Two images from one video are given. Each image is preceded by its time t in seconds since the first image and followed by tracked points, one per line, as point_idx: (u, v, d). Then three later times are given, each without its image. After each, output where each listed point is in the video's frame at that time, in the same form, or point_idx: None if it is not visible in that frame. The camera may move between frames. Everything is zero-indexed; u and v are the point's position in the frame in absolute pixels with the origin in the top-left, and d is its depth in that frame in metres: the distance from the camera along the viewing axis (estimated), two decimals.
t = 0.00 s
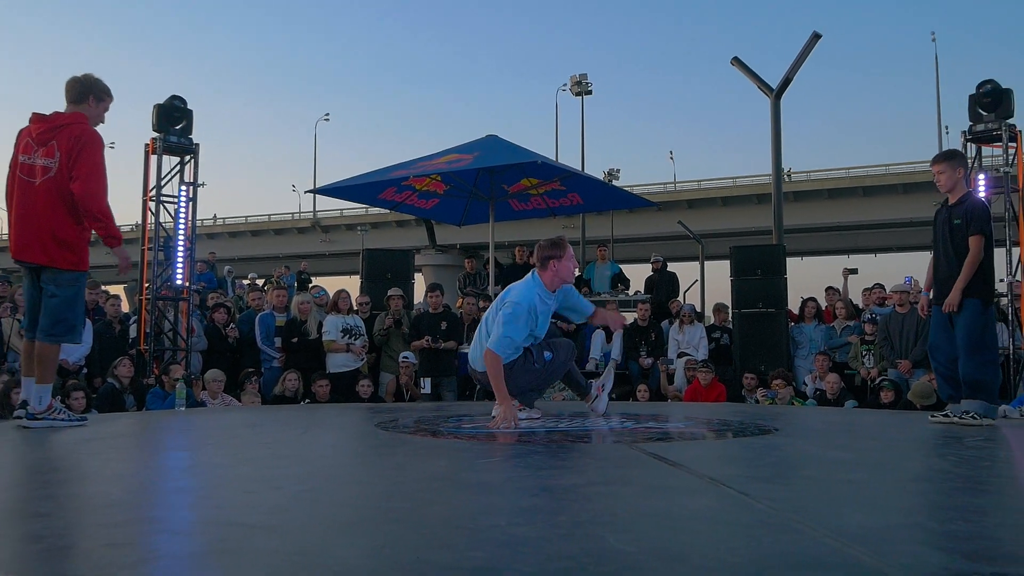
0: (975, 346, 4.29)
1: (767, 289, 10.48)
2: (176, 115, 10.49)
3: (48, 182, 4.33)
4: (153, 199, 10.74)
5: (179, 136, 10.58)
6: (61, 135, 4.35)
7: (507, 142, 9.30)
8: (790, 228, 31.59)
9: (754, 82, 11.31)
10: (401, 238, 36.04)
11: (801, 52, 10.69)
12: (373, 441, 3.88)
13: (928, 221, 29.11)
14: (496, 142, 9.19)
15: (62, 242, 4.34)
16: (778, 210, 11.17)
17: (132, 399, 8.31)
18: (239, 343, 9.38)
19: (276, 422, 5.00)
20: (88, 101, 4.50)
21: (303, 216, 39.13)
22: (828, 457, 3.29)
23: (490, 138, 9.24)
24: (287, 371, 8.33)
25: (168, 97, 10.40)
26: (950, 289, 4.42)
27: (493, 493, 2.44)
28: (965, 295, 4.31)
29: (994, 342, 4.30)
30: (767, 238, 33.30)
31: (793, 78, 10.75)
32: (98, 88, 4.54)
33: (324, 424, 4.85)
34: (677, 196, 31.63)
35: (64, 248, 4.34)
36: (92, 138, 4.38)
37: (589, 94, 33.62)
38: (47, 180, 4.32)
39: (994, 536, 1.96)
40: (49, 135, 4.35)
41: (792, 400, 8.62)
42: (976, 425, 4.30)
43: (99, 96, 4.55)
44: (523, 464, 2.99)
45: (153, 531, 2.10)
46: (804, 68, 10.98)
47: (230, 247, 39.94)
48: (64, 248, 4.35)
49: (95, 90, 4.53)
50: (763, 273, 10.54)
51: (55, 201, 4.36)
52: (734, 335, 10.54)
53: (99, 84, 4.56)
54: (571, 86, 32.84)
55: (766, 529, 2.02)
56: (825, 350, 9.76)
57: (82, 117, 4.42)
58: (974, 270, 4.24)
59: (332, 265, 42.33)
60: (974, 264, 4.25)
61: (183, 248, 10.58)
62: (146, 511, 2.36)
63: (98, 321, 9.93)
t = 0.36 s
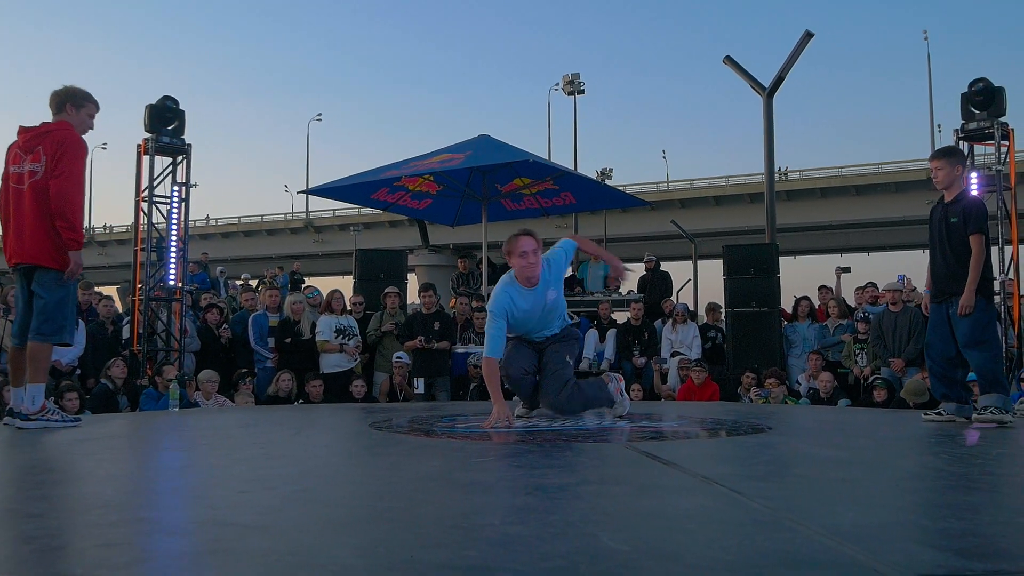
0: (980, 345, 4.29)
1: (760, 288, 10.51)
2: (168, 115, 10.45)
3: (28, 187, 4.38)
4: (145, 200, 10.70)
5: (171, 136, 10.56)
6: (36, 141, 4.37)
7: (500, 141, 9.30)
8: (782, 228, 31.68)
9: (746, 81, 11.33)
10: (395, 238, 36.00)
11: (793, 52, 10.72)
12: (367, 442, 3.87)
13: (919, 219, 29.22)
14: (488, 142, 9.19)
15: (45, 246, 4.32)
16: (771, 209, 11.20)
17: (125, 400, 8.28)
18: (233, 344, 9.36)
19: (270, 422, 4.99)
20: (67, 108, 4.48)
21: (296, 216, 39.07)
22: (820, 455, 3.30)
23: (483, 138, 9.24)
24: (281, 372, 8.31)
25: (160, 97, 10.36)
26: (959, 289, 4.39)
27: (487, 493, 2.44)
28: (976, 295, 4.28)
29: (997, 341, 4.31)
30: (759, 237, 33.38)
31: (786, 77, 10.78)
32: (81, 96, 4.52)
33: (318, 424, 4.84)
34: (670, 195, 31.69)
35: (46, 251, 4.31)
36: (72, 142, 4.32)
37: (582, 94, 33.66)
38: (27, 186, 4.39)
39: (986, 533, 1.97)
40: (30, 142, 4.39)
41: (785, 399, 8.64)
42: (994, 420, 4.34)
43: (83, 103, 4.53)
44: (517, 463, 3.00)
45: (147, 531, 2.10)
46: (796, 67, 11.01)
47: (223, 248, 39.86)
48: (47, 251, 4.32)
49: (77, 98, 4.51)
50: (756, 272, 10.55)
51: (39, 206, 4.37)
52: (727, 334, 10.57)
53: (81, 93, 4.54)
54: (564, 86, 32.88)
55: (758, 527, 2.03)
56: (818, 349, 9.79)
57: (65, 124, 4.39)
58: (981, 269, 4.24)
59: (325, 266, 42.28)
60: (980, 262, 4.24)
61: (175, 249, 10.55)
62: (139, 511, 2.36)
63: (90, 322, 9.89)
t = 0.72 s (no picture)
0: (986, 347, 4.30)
1: (758, 288, 10.51)
2: (166, 115, 10.44)
3: (13, 195, 4.38)
4: (143, 200, 10.69)
5: (169, 136, 10.55)
6: (23, 148, 4.39)
7: (498, 142, 9.29)
8: (781, 228, 31.69)
9: (744, 81, 11.34)
10: (393, 239, 36.00)
11: (791, 52, 10.72)
12: (366, 442, 3.87)
13: (917, 220, 29.22)
14: (487, 142, 9.18)
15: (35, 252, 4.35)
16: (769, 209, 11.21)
17: (123, 401, 8.28)
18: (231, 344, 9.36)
19: (268, 423, 4.98)
20: (49, 115, 4.48)
21: (294, 217, 39.07)
22: (819, 455, 3.31)
23: (481, 138, 9.23)
24: (279, 372, 8.31)
25: (158, 98, 10.34)
26: (970, 287, 4.39)
27: (485, 494, 2.44)
28: (986, 294, 4.29)
29: (1004, 343, 4.31)
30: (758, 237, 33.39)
31: (784, 77, 10.78)
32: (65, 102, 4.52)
33: (316, 425, 4.84)
34: (668, 195, 31.71)
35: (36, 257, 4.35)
36: (56, 148, 4.32)
37: (580, 94, 33.66)
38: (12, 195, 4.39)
39: (985, 533, 1.97)
40: (16, 151, 4.42)
41: (784, 399, 8.65)
42: (994, 427, 4.33)
43: (65, 109, 4.51)
44: (516, 464, 3.00)
45: (144, 533, 2.10)
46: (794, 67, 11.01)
47: (221, 248, 39.85)
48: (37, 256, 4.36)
49: (61, 104, 4.51)
50: (754, 272, 10.55)
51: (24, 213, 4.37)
52: (725, 334, 10.57)
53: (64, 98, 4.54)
54: (562, 86, 32.90)
55: (757, 527, 2.03)
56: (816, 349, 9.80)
57: (51, 132, 4.41)
58: (994, 269, 4.24)
59: (323, 266, 42.28)
60: (993, 261, 4.23)
61: (173, 250, 10.53)
62: (136, 513, 2.35)
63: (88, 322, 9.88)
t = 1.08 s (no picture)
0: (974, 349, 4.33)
1: (748, 290, 10.55)
2: (154, 116, 10.39)
3: (3, 200, 4.49)
4: (131, 201, 10.63)
5: (157, 137, 10.51)
6: (13, 154, 4.51)
7: (489, 144, 9.30)
8: (771, 231, 31.80)
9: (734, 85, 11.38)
10: (384, 241, 35.94)
11: (781, 56, 10.77)
12: (355, 445, 3.86)
13: (906, 223, 29.37)
14: (477, 144, 9.18)
15: (24, 255, 4.43)
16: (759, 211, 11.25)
17: (110, 403, 8.24)
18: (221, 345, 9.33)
19: (257, 426, 4.96)
20: (39, 122, 4.60)
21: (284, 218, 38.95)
22: (808, 457, 3.32)
23: (472, 140, 9.23)
24: (268, 375, 8.28)
25: (147, 98, 10.29)
26: (967, 290, 4.40)
27: (475, 496, 2.44)
28: (984, 297, 4.29)
29: (992, 346, 4.33)
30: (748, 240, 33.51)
31: (773, 81, 10.83)
32: (56, 111, 4.65)
33: (305, 427, 4.82)
34: (659, 198, 31.79)
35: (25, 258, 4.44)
36: (47, 152, 4.46)
37: (571, 97, 33.69)
38: (3, 200, 4.50)
39: (972, 535, 1.98)
40: (6, 157, 4.52)
41: (772, 401, 8.68)
42: (978, 429, 4.36)
43: (55, 115, 4.63)
44: (505, 466, 2.99)
45: (130, 536, 2.08)
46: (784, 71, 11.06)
47: (211, 249, 39.68)
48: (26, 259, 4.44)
49: (51, 111, 4.63)
50: (744, 274, 10.58)
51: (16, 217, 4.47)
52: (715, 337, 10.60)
53: (55, 106, 4.67)
54: (553, 89, 32.95)
55: (745, 529, 2.03)
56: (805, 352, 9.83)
57: (41, 138, 4.54)
58: (990, 270, 4.24)
59: (314, 268, 42.18)
60: (989, 263, 4.24)
61: (162, 251, 10.48)
62: (122, 517, 2.33)
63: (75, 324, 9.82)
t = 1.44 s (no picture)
0: (961, 354, 4.37)
1: (736, 293, 10.60)
2: (142, 116, 10.34)
3: (20, 212, 4.51)
4: (119, 202, 10.58)
5: (145, 138, 10.46)
6: (29, 166, 4.52)
7: (478, 146, 9.30)
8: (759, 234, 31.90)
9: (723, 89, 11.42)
10: (373, 243, 35.86)
11: (768, 60, 10.83)
12: (342, 447, 3.86)
13: (893, 227, 29.50)
14: (466, 147, 9.18)
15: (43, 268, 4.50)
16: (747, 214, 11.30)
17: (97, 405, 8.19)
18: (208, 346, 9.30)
19: (244, 428, 4.94)
20: (52, 133, 4.65)
21: (273, 220, 38.81)
22: (794, 460, 3.34)
23: (460, 143, 9.23)
24: (255, 376, 8.26)
25: (134, 99, 10.24)
26: (951, 295, 4.43)
27: (463, 499, 2.44)
28: (969, 304, 4.32)
29: (978, 351, 4.37)
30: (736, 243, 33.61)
31: (761, 85, 10.88)
32: (72, 123, 4.71)
33: (292, 430, 4.81)
34: (648, 201, 31.85)
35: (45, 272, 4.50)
36: (63, 168, 4.50)
37: (560, 99, 33.72)
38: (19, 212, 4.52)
39: (954, 539, 2.00)
40: (21, 168, 4.53)
41: (759, 404, 8.71)
42: (964, 433, 4.39)
43: (67, 127, 4.69)
44: (493, 469, 3.00)
45: (116, 539, 2.07)
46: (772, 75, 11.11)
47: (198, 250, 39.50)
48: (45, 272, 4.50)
49: (67, 124, 4.69)
50: (732, 278, 10.64)
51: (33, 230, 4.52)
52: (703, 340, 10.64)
53: (67, 117, 4.72)
54: (542, 91, 33.01)
55: (733, 533, 2.04)
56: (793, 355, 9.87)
57: (58, 151, 4.58)
58: (974, 276, 4.27)
59: (302, 269, 42.05)
60: (972, 270, 4.26)
61: (149, 252, 10.42)
62: (108, 519, 2.32)
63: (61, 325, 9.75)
